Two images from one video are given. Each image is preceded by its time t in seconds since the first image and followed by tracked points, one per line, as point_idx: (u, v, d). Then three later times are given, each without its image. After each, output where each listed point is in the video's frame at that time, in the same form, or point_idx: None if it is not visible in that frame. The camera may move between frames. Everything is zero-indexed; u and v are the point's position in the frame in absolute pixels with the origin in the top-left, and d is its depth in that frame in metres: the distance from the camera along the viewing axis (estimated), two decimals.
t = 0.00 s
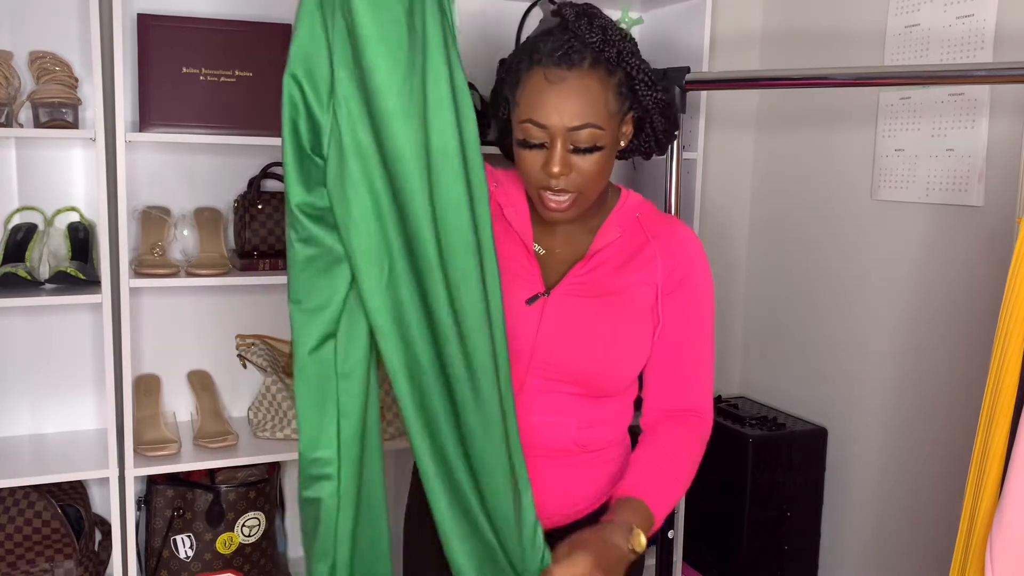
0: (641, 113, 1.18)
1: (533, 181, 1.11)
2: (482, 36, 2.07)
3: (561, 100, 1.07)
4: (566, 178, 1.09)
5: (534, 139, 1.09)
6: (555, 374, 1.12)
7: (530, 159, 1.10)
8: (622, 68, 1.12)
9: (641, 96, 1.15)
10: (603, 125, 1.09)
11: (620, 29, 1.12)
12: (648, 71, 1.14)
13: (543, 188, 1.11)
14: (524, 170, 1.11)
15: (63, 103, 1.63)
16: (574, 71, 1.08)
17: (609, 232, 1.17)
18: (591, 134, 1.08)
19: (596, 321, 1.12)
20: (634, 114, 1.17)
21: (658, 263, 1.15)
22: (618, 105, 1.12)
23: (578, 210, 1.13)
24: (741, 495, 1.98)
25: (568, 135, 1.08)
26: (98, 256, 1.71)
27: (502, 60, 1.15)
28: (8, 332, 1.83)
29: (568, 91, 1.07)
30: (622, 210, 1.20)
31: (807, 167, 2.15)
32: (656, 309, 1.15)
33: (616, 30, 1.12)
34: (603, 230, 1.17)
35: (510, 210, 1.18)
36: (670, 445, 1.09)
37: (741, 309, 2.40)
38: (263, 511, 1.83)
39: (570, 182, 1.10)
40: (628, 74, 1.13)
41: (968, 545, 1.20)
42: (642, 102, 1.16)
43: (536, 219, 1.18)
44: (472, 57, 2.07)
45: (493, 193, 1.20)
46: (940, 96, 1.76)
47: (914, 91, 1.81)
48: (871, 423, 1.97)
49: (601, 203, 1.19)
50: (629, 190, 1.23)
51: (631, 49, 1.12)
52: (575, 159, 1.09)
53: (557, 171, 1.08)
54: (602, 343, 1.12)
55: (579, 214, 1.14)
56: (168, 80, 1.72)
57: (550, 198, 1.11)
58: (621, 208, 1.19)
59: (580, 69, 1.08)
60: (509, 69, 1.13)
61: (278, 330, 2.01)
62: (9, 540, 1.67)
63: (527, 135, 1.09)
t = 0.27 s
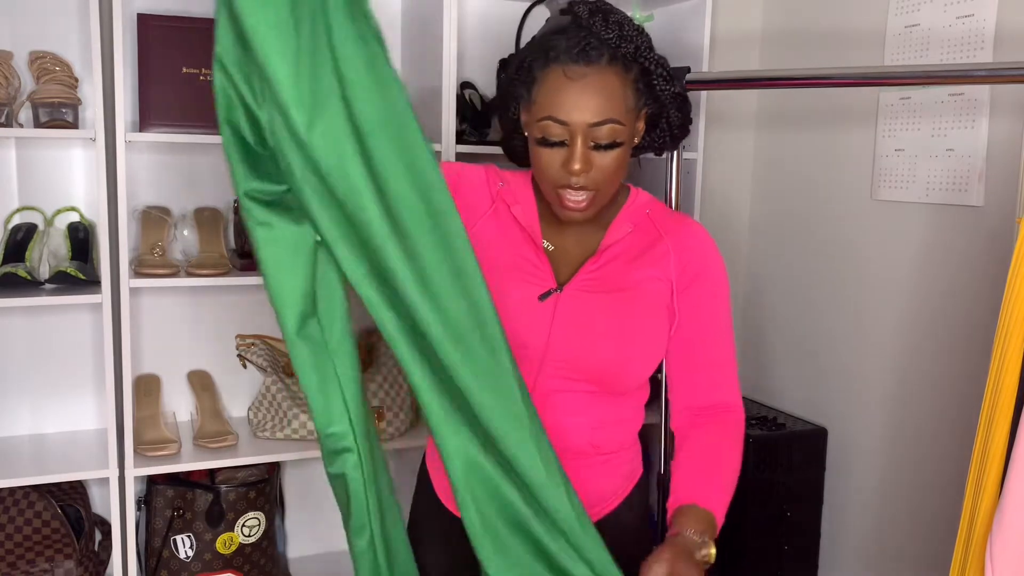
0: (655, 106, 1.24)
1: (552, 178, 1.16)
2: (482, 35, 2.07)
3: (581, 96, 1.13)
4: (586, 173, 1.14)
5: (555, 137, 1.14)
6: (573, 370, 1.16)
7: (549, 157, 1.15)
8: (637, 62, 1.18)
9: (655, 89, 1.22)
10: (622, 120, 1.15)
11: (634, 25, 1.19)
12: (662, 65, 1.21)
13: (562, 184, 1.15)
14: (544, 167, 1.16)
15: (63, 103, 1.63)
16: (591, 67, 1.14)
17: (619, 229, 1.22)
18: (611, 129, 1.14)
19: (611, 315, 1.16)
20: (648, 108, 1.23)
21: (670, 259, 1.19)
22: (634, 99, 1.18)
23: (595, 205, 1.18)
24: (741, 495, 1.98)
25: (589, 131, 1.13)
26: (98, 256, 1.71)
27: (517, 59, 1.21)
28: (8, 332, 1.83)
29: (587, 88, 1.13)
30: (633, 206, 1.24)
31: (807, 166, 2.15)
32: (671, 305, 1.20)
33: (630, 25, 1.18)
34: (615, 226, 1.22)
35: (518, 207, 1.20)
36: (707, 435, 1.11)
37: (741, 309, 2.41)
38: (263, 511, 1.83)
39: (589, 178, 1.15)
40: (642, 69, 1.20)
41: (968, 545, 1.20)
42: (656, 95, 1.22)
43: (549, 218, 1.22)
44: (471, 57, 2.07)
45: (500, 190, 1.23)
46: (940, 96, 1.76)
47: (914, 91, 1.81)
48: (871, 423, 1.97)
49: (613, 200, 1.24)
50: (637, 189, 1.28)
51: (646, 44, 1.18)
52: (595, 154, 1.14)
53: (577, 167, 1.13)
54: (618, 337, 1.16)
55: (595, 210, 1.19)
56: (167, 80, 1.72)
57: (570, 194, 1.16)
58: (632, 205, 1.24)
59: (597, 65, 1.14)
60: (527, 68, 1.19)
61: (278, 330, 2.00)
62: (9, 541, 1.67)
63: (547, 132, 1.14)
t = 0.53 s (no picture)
0: (666, 105, 1.26)
1: (567, 176, 1.18)
2: (482, 35, 2.07)
3: (597, 96, 1.16)
4: (601, 172, 1.16)
5: (570, 136, 1.17)
6: (583, 372, 1.16)
7: (565, 156, 1.18)
8: (649, 61, 1.20)
9: (666, 88, 1.24)
10: (636, 118, 1.18)
11: (646, 22, 1.21)
12: (675, 62, 1.23)
13: (577, 183, 1.18)
14: (559, 166, 1.18)
15: (63, 102, 1.63)
16: (606, 67, 1.17)
17: (626, 227, 1.23)
18: (625, 128, 1.17)
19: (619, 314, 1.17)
20: (659, 107, 1.26)
21: (679, 258, 1.19)
22: (647, 97, 1.21)
23: (609, 203, 1.20)
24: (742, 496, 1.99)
25: (604, 130, 1.16)
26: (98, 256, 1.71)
27: (528, 58, 1.22)
28: (7, 332, 1.83)
29: (602, 88, 1.16)
30: (638, 206, 1.25)
31: (807, 167, 2.15)
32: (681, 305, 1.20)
33: (642, 24, 1.19)
34: (621, 224, 1.23)
35: (522, 210, 1.23)
36: (744, 427, 1.10)
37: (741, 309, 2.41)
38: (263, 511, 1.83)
39: (605, 176, 1.17)
40: (653, 67, 1.22)
41: (969, 545, 1.20)
42: (667, 94, 1.25)
43: (557, 220, 1.24)
44: (472, 57, 2.07)
45: (503, 194, 1.25)
46: (940, 96, 1.76)
47: (914, 91, 1.81)
48: (871, 423, 1.97)
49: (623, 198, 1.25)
50: (645, 189, 1.29)
51: (658, 42, 1.20)
52: (610, 153, 1.17)
53: (593, 166, 1.16)
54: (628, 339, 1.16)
55: (609, 208, 1.21)
56: (166, 81, 1.72)
57: (584, 193, 1.18)
58: (638, 204, 1.25)
59: (612, 65, 1.17)
60: (539, 68, 1.21)
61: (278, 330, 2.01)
62: (9, 540, 1.67)
63: (563, 131, 1.17)
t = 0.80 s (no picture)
0: (664, 105, 1.28)
1: (568, 179, 1.18)
2: (481, 35, 2.07)
3: (596, 97, 1.16)
4: (602, 173, 1.16)
5: (571, 138, 1.17)
6: (586, 371, 1.16)
7: (566, 158, 1.18)
8: (647, 62, 1.22)
9: (664, 88, 1.25)
10: (636, 119, 1.18)
11: (644, 24, 1.22)
12: (673, 63, 1.24)
13: (578, 185, 1.18)
14: (560, 168, 1.19)
15: (63, 102, 1.63)
16: (605, 68, 1.18)
17: (627, 224, 1.23)
18: (626, 128, 1.17)
19: (621, 309, 1.16)
20: (657, 107, 1.27)
21: (682, 251, 1.19)
22: (646, 98, 1.21)
23: (611, 205, 1.20)
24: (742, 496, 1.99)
25: (605, 131, 1.16)
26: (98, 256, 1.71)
27: (527, 63, 1.24)
28: (7, 332, 1.83)
29: (601, 89, 1.16)
30: (638, 205, 1.25)
31: (807, 167, 2.15)
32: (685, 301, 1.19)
33: (638, 25, 1.21)
34: (622, 222, 1.23)
35: (523, 210, 1.24)
36: (790, 390, 1.01)
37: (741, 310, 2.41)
38: (263, 512, 1.83)
39: (606, 177, 1.17)
40: (651, 67, 1.23)
41: (969, 545, 1.20)
42: (665, 94, 1.26)
43: (559, 222, 1.25)
44: (471, 56, 2.07)
45: (506, 195, 1.26)
46: (940, 96, 1.76)
47: (914, 91, 1.81)
48: (871, 423, 1.97)
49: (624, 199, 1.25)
50: (645, 189, 1.29)
51: (655, 43, 1.21)
52: (611, 154, 1.17)
53: (594, 167, 1.16)
54: (631, 337, 1.16)
55: (611, 210, 1.21)
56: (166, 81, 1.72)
57: (586, 194, 1.18)
58: (638, 202, 1.25)
59: (611, 66, 1.18)
60: (539, 72, 1.22)
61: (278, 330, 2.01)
62: (9, 541, 1.67)
63: (563, 133, 1.17)
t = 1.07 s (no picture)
0: (661, 100, 1.29)
1: (567, 171, 1.19)
2: (482, 35, 2.07)
3: (595, 89, 1.17)
4: (602, 165, 1.17)
5: (570, 129, 1.18)
6: (587, 371, 1.16)
7: (566, 149, 1.19)
8: (645, 55, 1.23)
9: (661, 82, 1.26)
10: (635, 110, 1.19)
11: (641, 18, 1.24)
12: (670, 57, 1.26)
13: (578, 177, 1.18)
14: (559, 160, 1.19)
15: (63, 103, 1.63)
16: (604, 61, 1.19)
17: (624, 223, 1.23)
18: (626, 120, 1.18)
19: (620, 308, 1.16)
20: (655, 102, 1.29)
21: (680, 250, 1.20)
22: (644, 90, 1.23)
23: (610, 197, 1.21)
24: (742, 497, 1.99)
25: (604, 122, 1.18)
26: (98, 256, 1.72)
27: (526, 60, 1.25)
28: (7, 332, 1.83)
29: (600, 80, 1.18)
30: (634, 204, 1.26)
31: (807, 167, 2.15)
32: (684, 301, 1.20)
33: (635, 19, 1.22)
34: (618, 221, 1.23)
35: (519, 210, 1.24)
36: (791, 388, 1.03)
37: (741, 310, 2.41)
38: (263, 511, 1.84)
39: (605, 168, 1.18)
40: (648, 62, 1.24)
41: (969, 544, 1.20)
42: (662, 88, 1.27)
43: (554, 220, 1.25)
44: (472, 57, 2.07)
45: (500, 195, 1.26)
46: (940, 96, 1.76)
47: (914, 91, 1.81)
48: (871, 423, 1.97)
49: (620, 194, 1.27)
50: (639, 187, 1.30)
51: (653, 37, 1.23)
52: (610, 145, 1.18)
53: (594, 158, 1.17)
54: (631, 337, 1.16)
55: (610, 203, 1.22)
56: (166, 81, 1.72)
57: (585, 186, 1.19)
58: (634, 201, 1.26)
59: (610, 59, 1.19)
60: (536, 67, 1.23)
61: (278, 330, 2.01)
62: (9, 541, 1.67)
63: (563, 125, 1.19)
